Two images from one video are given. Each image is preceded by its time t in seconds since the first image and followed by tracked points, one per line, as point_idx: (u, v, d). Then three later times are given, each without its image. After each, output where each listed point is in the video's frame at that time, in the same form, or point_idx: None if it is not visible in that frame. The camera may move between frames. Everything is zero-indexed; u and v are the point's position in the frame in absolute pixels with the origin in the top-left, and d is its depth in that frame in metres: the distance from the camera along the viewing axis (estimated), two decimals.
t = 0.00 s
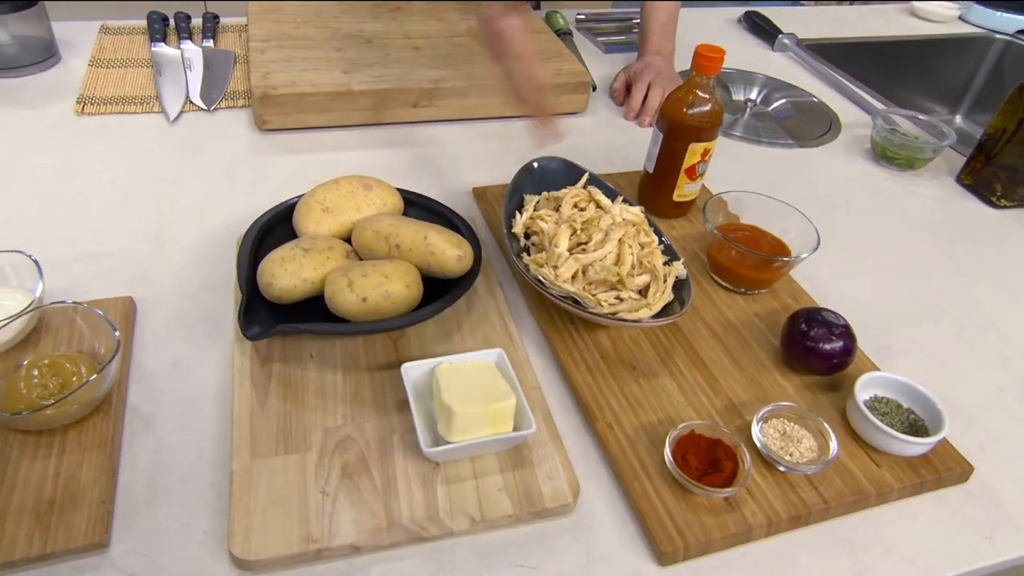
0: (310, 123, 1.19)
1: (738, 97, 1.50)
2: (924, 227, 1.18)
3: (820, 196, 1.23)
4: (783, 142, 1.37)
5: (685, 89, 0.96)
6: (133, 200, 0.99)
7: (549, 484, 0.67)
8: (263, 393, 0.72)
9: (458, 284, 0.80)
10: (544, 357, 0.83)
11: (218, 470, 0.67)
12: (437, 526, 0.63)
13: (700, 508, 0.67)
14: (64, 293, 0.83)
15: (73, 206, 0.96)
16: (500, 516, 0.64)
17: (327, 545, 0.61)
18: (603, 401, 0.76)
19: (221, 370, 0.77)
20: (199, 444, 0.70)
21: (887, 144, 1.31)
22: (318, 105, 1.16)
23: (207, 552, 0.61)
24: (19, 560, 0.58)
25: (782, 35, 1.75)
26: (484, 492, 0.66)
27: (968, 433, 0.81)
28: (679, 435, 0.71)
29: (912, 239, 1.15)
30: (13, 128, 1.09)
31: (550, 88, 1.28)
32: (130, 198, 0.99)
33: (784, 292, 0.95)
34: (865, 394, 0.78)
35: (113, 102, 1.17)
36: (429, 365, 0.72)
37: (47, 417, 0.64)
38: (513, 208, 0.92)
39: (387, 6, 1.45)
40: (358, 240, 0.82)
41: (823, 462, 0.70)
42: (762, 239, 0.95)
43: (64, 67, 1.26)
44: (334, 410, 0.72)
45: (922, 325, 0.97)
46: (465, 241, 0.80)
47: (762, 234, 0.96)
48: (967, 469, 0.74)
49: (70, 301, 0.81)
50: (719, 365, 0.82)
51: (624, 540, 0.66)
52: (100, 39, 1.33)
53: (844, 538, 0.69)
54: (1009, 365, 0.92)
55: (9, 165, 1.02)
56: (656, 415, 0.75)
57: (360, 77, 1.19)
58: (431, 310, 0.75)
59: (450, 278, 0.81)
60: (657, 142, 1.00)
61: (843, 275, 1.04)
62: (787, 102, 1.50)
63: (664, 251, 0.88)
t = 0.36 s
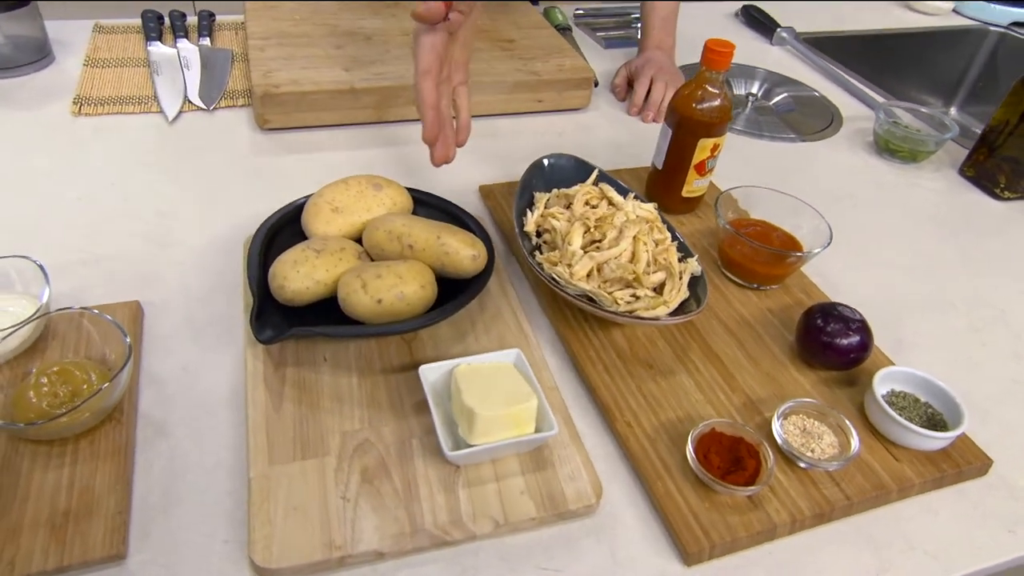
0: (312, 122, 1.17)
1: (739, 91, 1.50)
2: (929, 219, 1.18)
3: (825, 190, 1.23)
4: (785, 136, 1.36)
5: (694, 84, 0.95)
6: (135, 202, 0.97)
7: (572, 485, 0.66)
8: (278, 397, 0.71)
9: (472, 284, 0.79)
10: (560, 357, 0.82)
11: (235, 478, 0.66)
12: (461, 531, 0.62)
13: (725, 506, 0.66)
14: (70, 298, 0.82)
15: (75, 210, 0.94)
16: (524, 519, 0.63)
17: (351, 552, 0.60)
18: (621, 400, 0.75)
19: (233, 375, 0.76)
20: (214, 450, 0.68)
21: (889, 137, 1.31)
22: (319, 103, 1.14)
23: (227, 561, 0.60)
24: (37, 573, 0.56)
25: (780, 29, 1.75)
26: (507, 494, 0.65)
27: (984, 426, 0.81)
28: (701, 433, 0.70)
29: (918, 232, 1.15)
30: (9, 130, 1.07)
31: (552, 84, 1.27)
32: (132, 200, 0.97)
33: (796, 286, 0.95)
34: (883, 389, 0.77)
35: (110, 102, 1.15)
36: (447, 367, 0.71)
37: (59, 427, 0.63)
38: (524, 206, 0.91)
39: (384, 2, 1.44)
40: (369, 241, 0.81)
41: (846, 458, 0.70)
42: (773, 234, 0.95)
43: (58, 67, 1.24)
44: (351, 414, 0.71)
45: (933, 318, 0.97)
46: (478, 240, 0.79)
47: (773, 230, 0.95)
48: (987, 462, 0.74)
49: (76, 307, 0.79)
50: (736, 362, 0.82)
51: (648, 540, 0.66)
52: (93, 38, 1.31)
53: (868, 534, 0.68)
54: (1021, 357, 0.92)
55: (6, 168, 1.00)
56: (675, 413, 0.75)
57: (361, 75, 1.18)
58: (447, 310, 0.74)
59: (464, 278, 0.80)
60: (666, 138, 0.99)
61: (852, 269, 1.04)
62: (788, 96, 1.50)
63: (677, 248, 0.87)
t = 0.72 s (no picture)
0: (312, 120, 1.16)
1: (738, 87, 1.49)
2: (932, 213, 1.18)
3: (828, 184, 1.22)
4: (786, 132, 1.36)
5: (698, 80, 0.94)
6: (134, 202, 0.96)
7: (585, 485, 0.66)
8: (285, 399, 0.70)
9: (479, 283, 0.79)
10: (567, 355, 0.82)
11: (243, 482, 0.65)
12: (474, 533, 0.61)
13: (739, 505, 0.66)
14: (70, 301, 0.80)
15: (73, 211, 0.93)
16: (537, 520, 0.63)
17: (363, 556, 0.59)
18: (631, 398, 0.75)
19: (239, 377, 0.75)
20: (221, 454, 0.67)
21: (890, 131, 1.31)
22: (319, 101, 1.13)
23: (237, 567, 0.59)
24: None
25: (779, 24, 1.74)
26: (519, 495, 0.64)
27: (993, 420, 0.81)
28: (713, 431, 0.70)
29: (921, 226, 1.15)
30: (4, 131, 1.06)
31: (553, 80, 1.26)
32: (131, 201, 0.96)
33: (802, 282, 0.94)
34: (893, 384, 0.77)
35: (106, 101, 1.13)
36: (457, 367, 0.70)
37: (64, 433, 0.62)
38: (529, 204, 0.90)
39: None
40: (375, 240, 0.80)
41: (858, 455, 0.70)
42: (778, 230, 0.94)
43: (53, 66, 1.22)
44: (359, 416, 0.70)
45: (939, 312, 0.96)
46: (485, 238, 0.79)
47: (779, 226, 0.95)
48: (997, 457, 0.74)
49: (77, 309, 0.78)
50: (745, 358, 0.81)
51: (662, 540, 0.65)
52: (88, 37, 1.29)
53: (882, 530, 0.68)
54: None
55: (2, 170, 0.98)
56: (686, 411, 0.74)
57: (361, 72, 1.16)
58: (455, 308, 0.73)
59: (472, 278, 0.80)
60: (670, 134, 0.99)
61: (857, 264, 1.04)
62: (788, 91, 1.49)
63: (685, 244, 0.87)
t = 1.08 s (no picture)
0: (313, 119, 1.15)
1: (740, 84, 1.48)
2: (935, 210, 1.18)
3: (831, 182, 1.22)
4: (788, 129, 1.36)
5: (702, 77, 0.94)
6: (135, 202, 0.95)
7: (592, 485, 0.65)
8: (289, 399, 0.70)
9: (484, 281, 0.78)
10: (572, 354, 0.81)
11: (247, 483, 0.65)
12: (480, 534, 0.61)
13: (746, 504, 0.65)
14: (71, 302, 0.80)
15: (74, 211, 0.93)
16: (544, 520, 0.62)
17: (369, 558, 0.58)
18: (637, 397, 0.74)
19: (242, 378, 0.74)
20: (224, 455, 0.67)
21: (892, 129, 1.31)
22: (320, 99, 1.12)
23: (242, 569, 0.59)
24: None
25: (780, 22, 1.73)
26: (526, 495, 0.64)
27: (1000, 418, 0.81)
28: (720, 430, 0.69)
29: (924, 223, 1.14)
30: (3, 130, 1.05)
31: (554, 78, 1.26)
32: (131, 201, 0.96)
33: (806, 280, 0.94)
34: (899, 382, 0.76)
35: (105, 100, 1.13)
36: (462, 366, 0.70)
37: (66, 434, 0.61)
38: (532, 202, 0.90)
39: None
40: (378, 239, 0.79)
41: (865, 454, 0.69)
42: (783, 228, 0.94)
43: (51, 65, 1.21)
44: (364, 416, 0.69)
45: (943, 309, 0.96)
46: (489, 236, 0.78)
47: (783, 223, 0.94)
48: (1005, 455, 0.74)
49: (78, 310, 0.77)
50: (751, 356, 0.81)
51: (669, 540, 0.65)
52: (86, 36, 1.28)
53: (890, 529, 0.68)
54: None
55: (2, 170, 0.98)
56: (692, 410, 0.74)
57: (362, 70, 1.16)
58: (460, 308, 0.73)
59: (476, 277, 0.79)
60: (674, 131, 0.98)
61: (862, 262, 1.03)
62: (789, 89, 1.49)
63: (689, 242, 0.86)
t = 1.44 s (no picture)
0: (316, 118, 1.15)
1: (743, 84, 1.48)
2: (939, 210, 1.17)
3: (834, 181, 1.22)
4: (791, 129, 1.35)
5: (705, 77, 0.94)
6: (138, 201, 0.95)
7: (595, 485, 0.65)
8: (292, 398, 0.70)
9: (486, 281, 0.78)
10: (575, 354, 0.81)
11: (250, 482, 0.65)
12: (483, 533, 0.61)
13: (749, 504, 0.65)
14: (75, 301, 0.80)
15: (77, 210, 0.93)
16: (546, 519, 0.62)
17: (372, 557, 0.58)
18: (640, 397, 0.74)
19: (245, 376, 0.74)
20: (227, 454, 0.67)
21: (896, 129, 1.30)
22: (323, 99, 1.12)
23: (245, 568, 0.59)
24: None
25: (784, 22, 1.72)
26: (529, 495, 0.64)
27: (1004, 418, 0.81)
28: (722, 430, 0.69)
29: (928, 223, 1.14)
30: (6, 129, 1.05)
31: (557, 78, 1.25)
32: (135, 199, 0.96)
33: (809, 280, 0.94)
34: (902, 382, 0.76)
35: (109, 100, 1.13)
36: (465, 366, 0.70)
37: (70, 433, 0.61)
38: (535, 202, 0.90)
39: None
40: (381, 238, 0.79)
41: (868, 455, 0.69)
42: (786, 228, 0.94)
43: (55, 65, 1.21)
44: (367, 415, 0.69)
45: (947, 309, 0.96)
46: (492, 236, 0.78)
47: (786, 223, 0.94)
48: (1008, 455, 0.73)
49: (81, 308, 0.77)
50: (754, 356, 0.81)
51: (672, 539, 0.65)
52: (90, 35, 1.28)
53: (894, 529, 0.68)
54: None
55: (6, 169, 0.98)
56: (695, 410, 0.74)
57: (365, 70, 1.16)
58: (462, 307, 0.73)
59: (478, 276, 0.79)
60: (677, 131, 0.98)
61: (865, 262, 1.03)
62: (792, 89, 1.49)
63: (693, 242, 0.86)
